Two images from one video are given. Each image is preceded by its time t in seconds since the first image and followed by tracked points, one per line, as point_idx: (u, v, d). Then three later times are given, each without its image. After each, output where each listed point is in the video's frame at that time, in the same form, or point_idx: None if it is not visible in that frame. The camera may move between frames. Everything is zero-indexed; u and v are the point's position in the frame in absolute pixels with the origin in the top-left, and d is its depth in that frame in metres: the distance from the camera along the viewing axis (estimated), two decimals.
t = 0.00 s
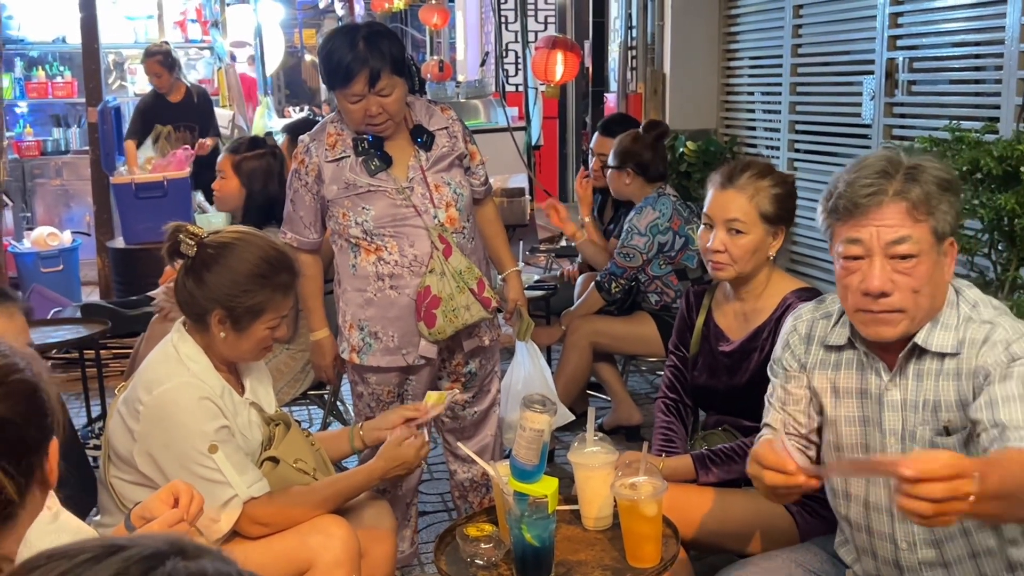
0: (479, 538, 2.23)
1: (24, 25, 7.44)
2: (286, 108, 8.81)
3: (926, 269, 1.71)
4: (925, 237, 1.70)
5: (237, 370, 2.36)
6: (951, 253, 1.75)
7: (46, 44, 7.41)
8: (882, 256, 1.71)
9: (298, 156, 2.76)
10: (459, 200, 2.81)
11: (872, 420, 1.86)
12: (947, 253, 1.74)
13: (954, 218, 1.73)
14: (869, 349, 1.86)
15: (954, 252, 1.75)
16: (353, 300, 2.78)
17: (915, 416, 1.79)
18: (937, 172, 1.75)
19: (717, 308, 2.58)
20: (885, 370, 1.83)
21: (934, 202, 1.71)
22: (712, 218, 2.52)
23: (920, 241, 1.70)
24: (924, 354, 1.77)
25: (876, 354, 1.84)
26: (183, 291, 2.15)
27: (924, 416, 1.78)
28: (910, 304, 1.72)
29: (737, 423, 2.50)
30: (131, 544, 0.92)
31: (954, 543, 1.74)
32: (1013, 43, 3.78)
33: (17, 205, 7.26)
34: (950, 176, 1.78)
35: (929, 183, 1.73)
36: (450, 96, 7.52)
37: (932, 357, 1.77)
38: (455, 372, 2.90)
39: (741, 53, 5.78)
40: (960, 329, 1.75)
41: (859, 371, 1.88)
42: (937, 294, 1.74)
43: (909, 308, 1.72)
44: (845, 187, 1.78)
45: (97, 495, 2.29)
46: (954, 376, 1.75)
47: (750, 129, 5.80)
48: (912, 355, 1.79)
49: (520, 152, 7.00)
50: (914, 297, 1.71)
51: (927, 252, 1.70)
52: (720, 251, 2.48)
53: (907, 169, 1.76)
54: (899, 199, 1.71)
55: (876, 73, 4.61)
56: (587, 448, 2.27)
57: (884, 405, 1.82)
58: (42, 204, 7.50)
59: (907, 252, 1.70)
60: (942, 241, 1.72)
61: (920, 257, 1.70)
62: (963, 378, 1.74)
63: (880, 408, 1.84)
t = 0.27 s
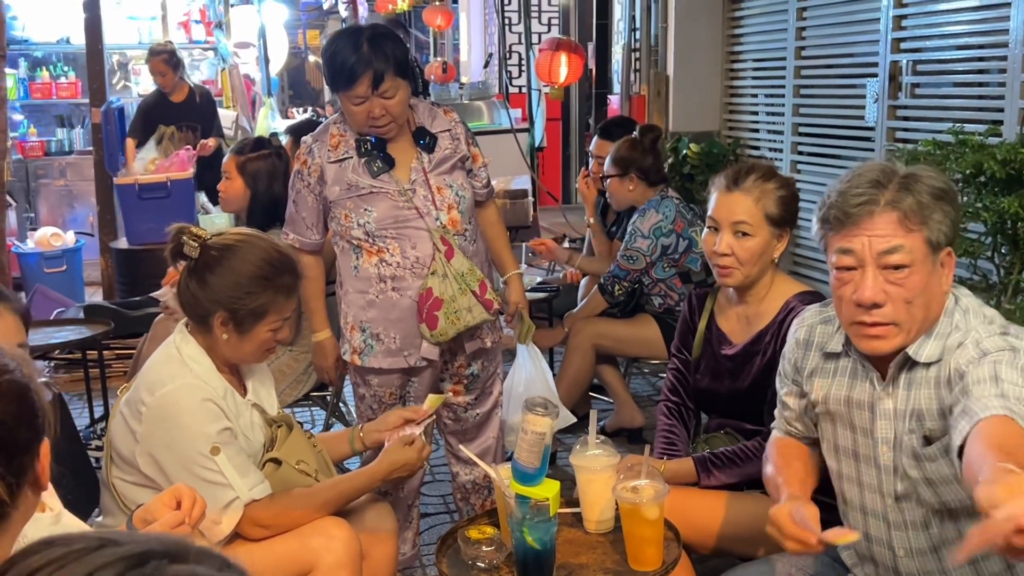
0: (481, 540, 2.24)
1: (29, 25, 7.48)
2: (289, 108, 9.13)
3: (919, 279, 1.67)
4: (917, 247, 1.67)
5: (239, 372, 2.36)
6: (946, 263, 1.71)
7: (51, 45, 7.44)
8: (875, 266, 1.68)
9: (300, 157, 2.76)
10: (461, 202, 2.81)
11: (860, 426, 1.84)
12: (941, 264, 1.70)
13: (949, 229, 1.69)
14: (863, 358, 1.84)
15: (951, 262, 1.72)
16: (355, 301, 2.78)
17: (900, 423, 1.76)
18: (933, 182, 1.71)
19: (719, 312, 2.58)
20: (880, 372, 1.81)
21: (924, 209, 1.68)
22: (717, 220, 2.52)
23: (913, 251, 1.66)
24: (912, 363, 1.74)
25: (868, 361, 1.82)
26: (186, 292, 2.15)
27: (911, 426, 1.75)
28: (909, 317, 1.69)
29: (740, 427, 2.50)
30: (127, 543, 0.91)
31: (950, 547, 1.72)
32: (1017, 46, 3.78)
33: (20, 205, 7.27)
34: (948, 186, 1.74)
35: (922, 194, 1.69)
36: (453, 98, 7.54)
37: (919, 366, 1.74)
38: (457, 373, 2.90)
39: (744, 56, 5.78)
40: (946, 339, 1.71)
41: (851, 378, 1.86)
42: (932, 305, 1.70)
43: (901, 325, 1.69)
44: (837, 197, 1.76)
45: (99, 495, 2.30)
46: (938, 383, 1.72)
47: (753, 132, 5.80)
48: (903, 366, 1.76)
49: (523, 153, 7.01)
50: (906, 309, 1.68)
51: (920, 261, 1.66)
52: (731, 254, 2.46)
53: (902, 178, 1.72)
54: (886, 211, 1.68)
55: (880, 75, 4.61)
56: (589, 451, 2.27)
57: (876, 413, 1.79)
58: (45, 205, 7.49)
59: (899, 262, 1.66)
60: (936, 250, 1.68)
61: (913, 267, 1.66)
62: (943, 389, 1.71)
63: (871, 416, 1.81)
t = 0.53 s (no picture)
0: (484, 542, 2.23)
1: (34, 25, 7.51)
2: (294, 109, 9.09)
3: (921, 296, 1.62)
4: (919, 262, 1.62)
5: (243, 373, 2.36)
6: (951, 279, 1.67)
7: (55, 45, 7.46)
8: (875, 282, 1.64)
9: (304, 157, 2.76)
10: (464, 203, 2.81)
11: (858, 434, 1.83)
12: (945, 280, 1.66)
13: (953, 245, 1.64)
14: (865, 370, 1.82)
15: (956, 278, 1.67)
16: (359, 302, 2.78)
17: (897, 439, 1.73)
18: (938, 197, 1.68)
19: (724, 314, 2.58)
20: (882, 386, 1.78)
21: (927, 224, 1.63)
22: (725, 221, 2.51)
23: (915, 266, 1.62)
24: (912, 380, 1.70)
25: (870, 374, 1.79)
26: (189, 292, 2.15)
27: (907, 442, 1.71)
28: (908, 339, 1.64)
29: (744, 430, 2.49)
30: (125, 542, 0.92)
31: (949, 559, 1.70)
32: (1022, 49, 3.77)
33: (25, 205, 7.28)
34: (955, 201, 1.70)
35: (926, 208, 1.65)
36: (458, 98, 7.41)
37: (918, 382, 1.69)
38: (460, 374, 2.90)
39: (748, 57, 5.77)
40: (942, 356, 1.66)
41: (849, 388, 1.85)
42: (935, 322, 1.65)
43: (897, 347, 1.65)
44: (840, 211, 1.73)
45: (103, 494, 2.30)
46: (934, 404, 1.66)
47: (758, 133, 5.79)
48: (905, 381, 1.71)
49: (527, 154, 7.01)
50: (907, 325, 1.63)
51: (922, 278, 1.62)
52: (734, 256, 2.46)
53: (907, 192, 1.69)
54: (888, 225, 1.64)
55: (884, 77, 4.60)
56: (592, 454, 2.27)
57: (875, 425, 1.77)
58: (49, 205, 7.54)
59: (900, 278, 1.62)
60: (941, 265, 1.64)
61: (915, 283, 1.62)
62: (937, 409, 1.65)
63: (868, 426, 1.79)
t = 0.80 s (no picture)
0: (491, 542, 2.22)
1: (40, 25, 7.51)
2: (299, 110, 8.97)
3: (927, 312, 1.62)
4: (930, 274, 1.61)
5: (251, 373, 2.36)
6: (963, 292, 1.65)
7: (62, 44, 7.48)
8: (885, 294, 1.64)
9: (312, 158, 2.76)
10: (472, 203, 2.81)
11: (864, 441, 1.83)
12: (957, 293, 1.64)
13: (966, 257, 1.63)
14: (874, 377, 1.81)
15: (968, 290, 1.66)
16: (366, 302, 2.78)
17: (904, 451, 1.72)
18: (952, 208, 1.66)
19: (730, 316, 2.58)
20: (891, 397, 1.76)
21: (940, 236, 1.62)
22: (724, 223, 2.50)
23: (926, 279, 1.61)
24: (921, 392, 1.68)
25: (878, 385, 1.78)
26: (198, 293, 2.15)
27: (914, 454, 1.71)
28: (914, 355, 1.63)
29: (751, 433, 2.49)
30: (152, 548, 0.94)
31: (957, 568, 1.71)
32: None
33: (30, 204, 7.29)
34: (969, 212, 1.68)
35: (939, 220, 1.64)
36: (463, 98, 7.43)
37: (926, 394, 1.68)
38: (467, 374, 2.90)
39: (754, 58, 5.78)
40: (950, 374, 1.64)
41: (857, 395, 1.85)
42: (945, 335, 1.63)
43: (907, 360, 1.63)
44: (851, 220, 1.72)
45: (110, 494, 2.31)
46: (942, 423, 1.64)
47: (763, 134, 5.79)
48: (915, 392, 1.70)
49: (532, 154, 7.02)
50: (917, 339, 1.62)
51: (933, 290, 1.61)
52: (726, 256, 2.47)
53: (920, 202, 1.67)
54: (900, 236, 1.63)
55: (891, 78, 4.60)
56: (600, 455, 2.27)
57: (883, 434, 1.77)
58: (55, 204, 7.51)
59: (910, 290, 1.61)
60: (952, 278, 1.63)
61: (925, 295, 1.61)
62: (944, 426, 1.64)
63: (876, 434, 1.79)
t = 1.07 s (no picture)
0: (496, 543, 2.23)
1: (44, 24, 7.56)
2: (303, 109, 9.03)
3: (949, 316, 1.61)
4: (948, 282, 1.60)
5: (256, 373, 2.36)
6: (978, 297, 1.65)
7: (66, 44, 7.52)
8: (901, 302, 1.62)
9: (317, 158, 2.76)
10: (477, 203, 2.81)
11: (875, 445, 1.83)
12: (972, 299, 1.64)
13: (982, 263, 1.62)
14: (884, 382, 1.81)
15: (983, 295, 1.65)
16: (370, 302, 2.78)
17: (914, 457, 1.72)
18: (966, 214, 1.64)
19: (735, 316, 2.57)
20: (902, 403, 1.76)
21: (957, 243, 1.61)
22: (726, 223, 2.50)
23: (942, 286, 1.60)
24: (933, 399, 1.68)
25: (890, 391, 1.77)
26: (204, 295, 2.15)
27: (925, 461, 1.71)
28: (937, 356, 1.62)
29: (755, 434, 2.49)
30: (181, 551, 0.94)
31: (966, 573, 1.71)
32: None
33: (35, 203, 7.30)
34: (982, 217, 1.67)
35: (955, 227, 1.62)
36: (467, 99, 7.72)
37: (938, 402, 1.68)
38: (471, 374, 2.89)
39: (758, 58, 5.77)
40: (965, 381, 1.64)
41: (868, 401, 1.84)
42: (962, 341, 1.63)
43: (936, 361, 1.63)
44: (864, 228, 1.69)
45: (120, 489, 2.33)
46: (954, 431, 1.65)
47: (767, 134, 5.78)
48: (926, 399, 1.70)
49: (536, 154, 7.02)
50: (935, 346, 1.61)
51: (950, 297, 1.61)
52: (727, 256, 2.48)
53: (933, 209, 1.65)
54: (917, 245, 1.61)
55: (896, 79, 4.59)
56: (604, 455, 2.27)
57: (895, 441, 1.76)
58: (60, 203, 7.54)
59: (927, 298, 1.60)
60: (967, 285, 1.62)
61: (941, 303, 1.60)
62: (958, 433, 1.64)
63: (886, 439, 1.79)
